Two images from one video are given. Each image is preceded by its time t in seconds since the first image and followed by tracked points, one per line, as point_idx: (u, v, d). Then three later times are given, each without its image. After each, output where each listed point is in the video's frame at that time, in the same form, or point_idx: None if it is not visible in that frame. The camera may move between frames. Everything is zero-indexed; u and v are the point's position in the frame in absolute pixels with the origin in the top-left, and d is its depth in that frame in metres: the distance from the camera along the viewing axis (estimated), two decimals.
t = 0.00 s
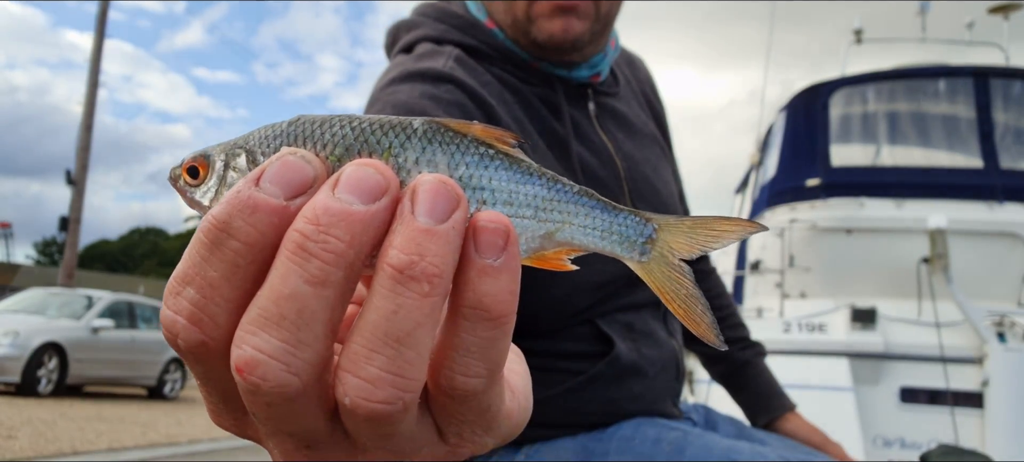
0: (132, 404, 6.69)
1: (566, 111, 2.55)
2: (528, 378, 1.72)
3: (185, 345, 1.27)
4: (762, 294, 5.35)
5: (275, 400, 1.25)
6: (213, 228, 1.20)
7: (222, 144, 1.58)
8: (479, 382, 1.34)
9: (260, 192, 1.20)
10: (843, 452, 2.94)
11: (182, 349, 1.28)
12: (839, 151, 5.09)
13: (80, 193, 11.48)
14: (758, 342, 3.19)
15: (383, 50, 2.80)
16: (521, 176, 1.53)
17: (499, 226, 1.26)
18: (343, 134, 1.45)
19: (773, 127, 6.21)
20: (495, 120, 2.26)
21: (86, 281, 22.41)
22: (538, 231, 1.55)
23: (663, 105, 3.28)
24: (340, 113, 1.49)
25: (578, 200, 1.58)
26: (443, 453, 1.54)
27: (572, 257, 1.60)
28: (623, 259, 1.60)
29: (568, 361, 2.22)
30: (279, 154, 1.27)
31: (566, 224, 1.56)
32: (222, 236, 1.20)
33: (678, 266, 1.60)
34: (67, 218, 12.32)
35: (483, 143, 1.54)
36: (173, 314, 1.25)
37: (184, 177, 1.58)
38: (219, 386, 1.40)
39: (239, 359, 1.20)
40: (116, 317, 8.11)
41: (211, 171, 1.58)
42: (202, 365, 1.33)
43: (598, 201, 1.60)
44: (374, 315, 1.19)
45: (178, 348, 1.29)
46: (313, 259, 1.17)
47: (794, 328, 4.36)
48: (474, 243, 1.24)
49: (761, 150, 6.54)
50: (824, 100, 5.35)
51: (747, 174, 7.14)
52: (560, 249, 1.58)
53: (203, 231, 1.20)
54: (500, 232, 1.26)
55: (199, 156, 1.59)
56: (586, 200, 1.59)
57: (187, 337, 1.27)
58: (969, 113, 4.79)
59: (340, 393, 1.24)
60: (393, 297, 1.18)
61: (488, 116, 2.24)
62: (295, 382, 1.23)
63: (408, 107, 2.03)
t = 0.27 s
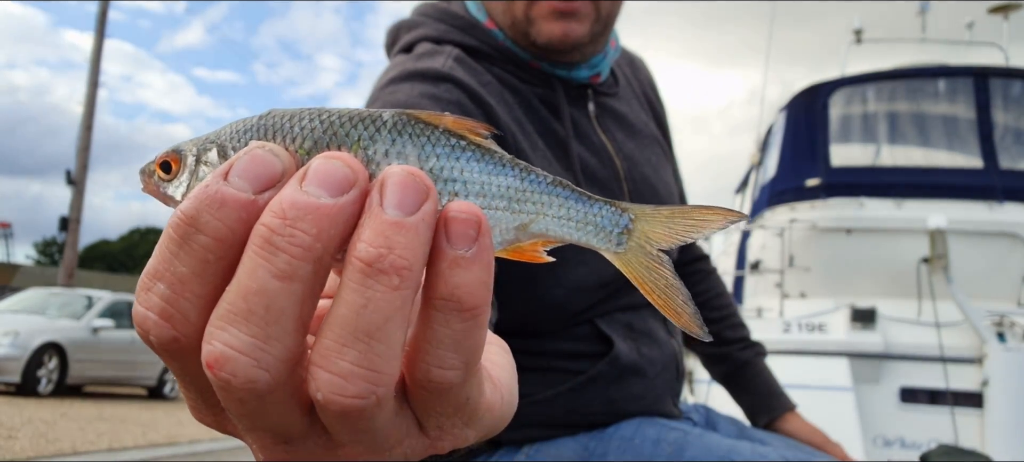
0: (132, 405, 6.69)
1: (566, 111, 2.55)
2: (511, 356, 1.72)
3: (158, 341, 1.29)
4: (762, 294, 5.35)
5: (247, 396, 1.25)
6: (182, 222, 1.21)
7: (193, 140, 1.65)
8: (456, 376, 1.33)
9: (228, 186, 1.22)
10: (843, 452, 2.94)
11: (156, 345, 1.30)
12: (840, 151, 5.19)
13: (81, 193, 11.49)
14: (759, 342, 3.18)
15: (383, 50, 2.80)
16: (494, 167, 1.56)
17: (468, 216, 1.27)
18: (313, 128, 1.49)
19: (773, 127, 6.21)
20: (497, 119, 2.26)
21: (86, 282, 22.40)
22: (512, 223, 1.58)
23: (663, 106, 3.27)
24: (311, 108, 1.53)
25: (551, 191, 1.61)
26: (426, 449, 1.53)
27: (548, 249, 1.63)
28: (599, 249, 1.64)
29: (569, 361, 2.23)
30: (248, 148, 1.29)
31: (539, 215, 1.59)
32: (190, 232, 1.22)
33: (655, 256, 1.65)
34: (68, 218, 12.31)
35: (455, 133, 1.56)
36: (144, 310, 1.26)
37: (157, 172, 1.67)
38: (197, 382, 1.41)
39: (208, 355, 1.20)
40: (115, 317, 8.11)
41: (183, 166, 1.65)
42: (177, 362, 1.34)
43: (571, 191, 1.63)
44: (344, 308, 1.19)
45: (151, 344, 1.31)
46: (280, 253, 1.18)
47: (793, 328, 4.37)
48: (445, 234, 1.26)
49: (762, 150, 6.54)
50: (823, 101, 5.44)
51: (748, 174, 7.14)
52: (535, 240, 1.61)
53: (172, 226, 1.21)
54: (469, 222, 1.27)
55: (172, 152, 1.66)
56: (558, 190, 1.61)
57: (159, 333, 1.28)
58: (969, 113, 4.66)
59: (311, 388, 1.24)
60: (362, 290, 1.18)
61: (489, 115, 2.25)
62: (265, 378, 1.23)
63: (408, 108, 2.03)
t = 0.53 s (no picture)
0: (132, 405, 6.70)
1: (566, 111, 2.56)
2: (533, 367, 1.70)
3: (184, 343, 1.26)
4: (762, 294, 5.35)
5: (278, 396, 1.23)
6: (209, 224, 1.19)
7: (218, 141, 1.60)
8: (483, 371, 1.32)
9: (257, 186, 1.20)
10: (843, 452, 2.94)
11: (181, 347, 1.27)
12: (840, 152, 5.06)
13: (80, 193, 11.49)
14: (758, 342, 3.19)
15: (383, 50, 2.80)
16: (519, 166, 1.52)
17: (498, 214, 1.25)
18: (338, 128, 1.46)
19: (772, 127, 6.21)
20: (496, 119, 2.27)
21: (85, 282, 22.42)
22: (537, 222, 1.54)
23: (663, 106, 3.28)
24: (335, 108, 1.50)
25: (576, 190, 1.57)
26: (450, 444, 1.52)
27: (572, 247, 1.59)
28: (622, 248, 1.59)
29: (569, 361, 2.23)
30: (274, 147, 1.27)
31: (565, 214, 1.55)
32: (218, 232, 1.19)
33: (677, 255, 1.60)
34: (66, 218, 12.32)
35: (480, 133, 1.53)
36: (172, 311, 1.23)
37: (181, 173, 1.61)
38: (222, 382, 1.38)
39: (239, 355, 1.18)
40: (115, 317, 8.12)
41: (208, 168, 1.60)
42: (203, 363, 1.31)
43: (597, 191, 1.59)
44: (374, 307, 1.17)
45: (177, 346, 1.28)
46: (310, 253, 1.16)
47: (794, 328, 4.35)
48: (473, 231, 1.23)
49: (761, 150, 6.54)
50: (824, 101, 5.33)
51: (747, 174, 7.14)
52: (559, 239, 1.57)
53: (199, 227, 1.19)
54: (499, 220, 1.24)
55: (196, 153, 1.62)
56: (584, 189, 1.57)
57: (186, 334, 1.25)
58: (969, 115, 4.84)
59: (343, 387, 1.22)
60: (393, 289, 1.17)
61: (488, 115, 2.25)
62: (297, 378, 1.21)
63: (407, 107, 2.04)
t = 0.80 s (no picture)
0: (132, 405, 6.71)
1: (566, 111, 2.56)
2: (546, 359, 1.69)
3: (207, 332, 1.24)
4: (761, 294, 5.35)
5: (301, 385, 1.21)
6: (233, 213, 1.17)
7: (239, 131, 1.58)
8: (503, 362, 1.31)
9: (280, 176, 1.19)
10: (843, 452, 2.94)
11: (202, 337, 1.25)
12: (840, 152, 5.05)
13: (79, 193, 11.49)
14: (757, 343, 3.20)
15: (383, 50, 2.80)
16: (539, 158, 1.52)
17: (519, 205, 1.24)
18: (360, 119, 1.45)
19: (772, 127, 6.21)
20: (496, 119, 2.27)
21: (84, 282, 22.41)
22: (556, 213, 1.53)
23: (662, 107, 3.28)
24: (356, 98, 1.49)
25: (596, 181, 1.56)
26: (466, 434, 1.51)
27: (592, 239, 1.58)
28: (642, 240, 1.57)
29: (568, 361, 2.23)
30: (296, 139, 1.26)
31: (585, 206, 1.54)
32: (242, 222, 1.18)
33: (699, 245, 1.57)
34: (65, 218, 12.31)
35: (499, 124, 1.52)
36: (194, 300, 1.22)
37: (201, 165, 1.59)
38: (241, 373, 1.36)
39: (263, 345, 1.16)
40: (114, 317, 8.11)
41: (229, 159, 1.58)
42: (224, 353, 1.29)
43: (617, 182, 1.58)
44: (397, 297, 1.17)
45: (199, 335, 1.26)
46: (334, 244, 1.15)
47: (793, 328, 4.33)
48: (494, 221, 1.22)
49: (761, 150, 6.54)
50: (823, 101, 5.31)
51: (747, 174, 7.13)
52: (579, 231, 1.56)
53: (222, 217, 1.18)
54: (520, 211, 1.24)
55: (218, 143, 1.59)
56: (604, 181, 1.56)
57: (209, 323, 1.23)
58: (968, 114, 4.86)
59: (365, 376, 1.21)
60: (416, 279, 1.16)
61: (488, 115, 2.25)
62: (322, 368, 1.19)
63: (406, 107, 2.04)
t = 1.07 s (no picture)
0: (132, 405, 6.71)
1: (566, 111, 2.57)
2: (553, 352, 1.67)
3: (218, 322, 1.24)
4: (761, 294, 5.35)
5: (313, 375, 1.20)
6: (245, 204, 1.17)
7: (250, 121, 1.58)
8: (513, 352, 1.31)
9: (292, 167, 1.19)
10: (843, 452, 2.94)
11: (213, 328, 1.25)
12: (839, 152, 5.05)
13: (78, 193, 11.48)
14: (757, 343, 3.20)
15: (383, 50, 2.80)
16: (550, 148, 1.52)
17: (531, 195, 1.24)
18: (372, 109, 1.45)
19: (772, 127, 6.20)
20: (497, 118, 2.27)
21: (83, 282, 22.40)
22: (566, 205, 1.53)
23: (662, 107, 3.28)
24: (367, 89, 1.49)
25: (606, 172, 1.56)
26: (476, 426, 1.49)
27: (601, 230, 1.58)
28: (651, 232, 1.57)
29: (567, 361, 2.23)
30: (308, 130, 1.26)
31: (594, 198, 1.54)
32: (254, 212, 1.18)
33: (706, 241, 1.56)
34: (65, 218, 12.30)
35: (510, 115, 1.52)
36: (205, 290, 1.21)
37: (212, 152, 1.59)
38: (250, 364, 1.35)
39: (276, 334, 1.16)
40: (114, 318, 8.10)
41: (240, 147, 1.58)
42: (234, 344, 1.29)
43: (627, 174, 1.58)
44: (410, 286, 1.17)
45: (210, 325, 1.25)
46: (347, 233, 1.15)
47: (793, 328, 4.32)
48: (506, 212, 1.23)
49: (761, 150, 6.53)
50: (823, 101, 5.31)
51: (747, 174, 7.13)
52: (588, 222, 1.55)
53: (235, 207, 1.18)
54: (531, 201, 1.24)
55: (229, 132, 1.59)
56: (614, 173, 1.56)
57: (219, 313, 1.23)
58: (968, 114, 4.86)
59: (377, 365, 1.21)
60: (428, 269, 1.16)
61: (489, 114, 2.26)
62: (334, 357, 1.19)
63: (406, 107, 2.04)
